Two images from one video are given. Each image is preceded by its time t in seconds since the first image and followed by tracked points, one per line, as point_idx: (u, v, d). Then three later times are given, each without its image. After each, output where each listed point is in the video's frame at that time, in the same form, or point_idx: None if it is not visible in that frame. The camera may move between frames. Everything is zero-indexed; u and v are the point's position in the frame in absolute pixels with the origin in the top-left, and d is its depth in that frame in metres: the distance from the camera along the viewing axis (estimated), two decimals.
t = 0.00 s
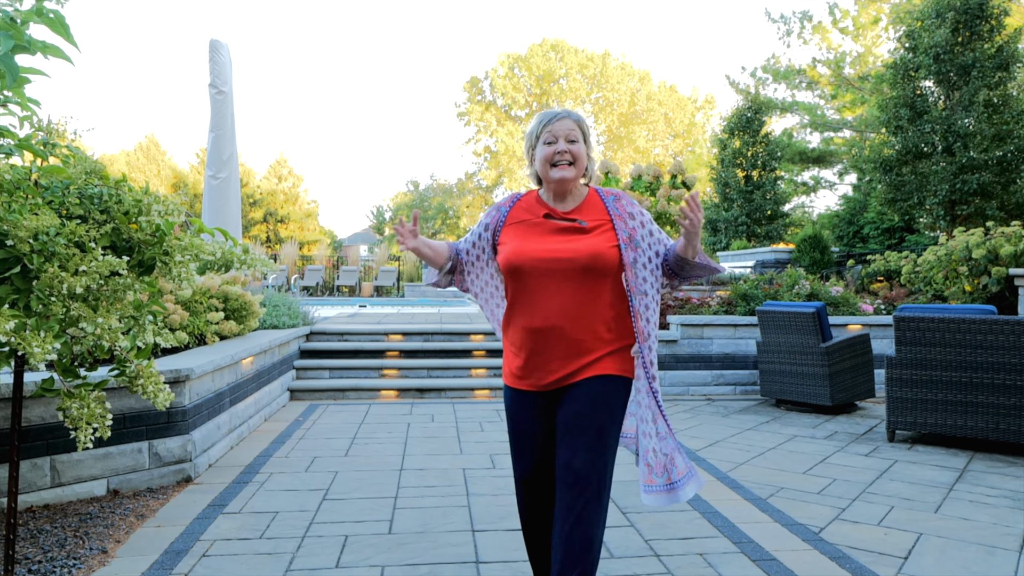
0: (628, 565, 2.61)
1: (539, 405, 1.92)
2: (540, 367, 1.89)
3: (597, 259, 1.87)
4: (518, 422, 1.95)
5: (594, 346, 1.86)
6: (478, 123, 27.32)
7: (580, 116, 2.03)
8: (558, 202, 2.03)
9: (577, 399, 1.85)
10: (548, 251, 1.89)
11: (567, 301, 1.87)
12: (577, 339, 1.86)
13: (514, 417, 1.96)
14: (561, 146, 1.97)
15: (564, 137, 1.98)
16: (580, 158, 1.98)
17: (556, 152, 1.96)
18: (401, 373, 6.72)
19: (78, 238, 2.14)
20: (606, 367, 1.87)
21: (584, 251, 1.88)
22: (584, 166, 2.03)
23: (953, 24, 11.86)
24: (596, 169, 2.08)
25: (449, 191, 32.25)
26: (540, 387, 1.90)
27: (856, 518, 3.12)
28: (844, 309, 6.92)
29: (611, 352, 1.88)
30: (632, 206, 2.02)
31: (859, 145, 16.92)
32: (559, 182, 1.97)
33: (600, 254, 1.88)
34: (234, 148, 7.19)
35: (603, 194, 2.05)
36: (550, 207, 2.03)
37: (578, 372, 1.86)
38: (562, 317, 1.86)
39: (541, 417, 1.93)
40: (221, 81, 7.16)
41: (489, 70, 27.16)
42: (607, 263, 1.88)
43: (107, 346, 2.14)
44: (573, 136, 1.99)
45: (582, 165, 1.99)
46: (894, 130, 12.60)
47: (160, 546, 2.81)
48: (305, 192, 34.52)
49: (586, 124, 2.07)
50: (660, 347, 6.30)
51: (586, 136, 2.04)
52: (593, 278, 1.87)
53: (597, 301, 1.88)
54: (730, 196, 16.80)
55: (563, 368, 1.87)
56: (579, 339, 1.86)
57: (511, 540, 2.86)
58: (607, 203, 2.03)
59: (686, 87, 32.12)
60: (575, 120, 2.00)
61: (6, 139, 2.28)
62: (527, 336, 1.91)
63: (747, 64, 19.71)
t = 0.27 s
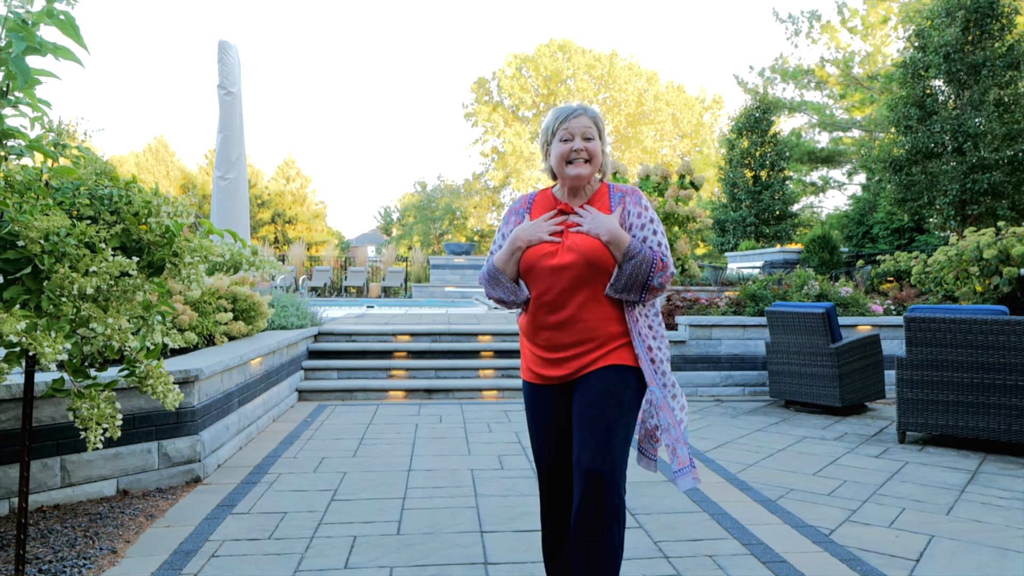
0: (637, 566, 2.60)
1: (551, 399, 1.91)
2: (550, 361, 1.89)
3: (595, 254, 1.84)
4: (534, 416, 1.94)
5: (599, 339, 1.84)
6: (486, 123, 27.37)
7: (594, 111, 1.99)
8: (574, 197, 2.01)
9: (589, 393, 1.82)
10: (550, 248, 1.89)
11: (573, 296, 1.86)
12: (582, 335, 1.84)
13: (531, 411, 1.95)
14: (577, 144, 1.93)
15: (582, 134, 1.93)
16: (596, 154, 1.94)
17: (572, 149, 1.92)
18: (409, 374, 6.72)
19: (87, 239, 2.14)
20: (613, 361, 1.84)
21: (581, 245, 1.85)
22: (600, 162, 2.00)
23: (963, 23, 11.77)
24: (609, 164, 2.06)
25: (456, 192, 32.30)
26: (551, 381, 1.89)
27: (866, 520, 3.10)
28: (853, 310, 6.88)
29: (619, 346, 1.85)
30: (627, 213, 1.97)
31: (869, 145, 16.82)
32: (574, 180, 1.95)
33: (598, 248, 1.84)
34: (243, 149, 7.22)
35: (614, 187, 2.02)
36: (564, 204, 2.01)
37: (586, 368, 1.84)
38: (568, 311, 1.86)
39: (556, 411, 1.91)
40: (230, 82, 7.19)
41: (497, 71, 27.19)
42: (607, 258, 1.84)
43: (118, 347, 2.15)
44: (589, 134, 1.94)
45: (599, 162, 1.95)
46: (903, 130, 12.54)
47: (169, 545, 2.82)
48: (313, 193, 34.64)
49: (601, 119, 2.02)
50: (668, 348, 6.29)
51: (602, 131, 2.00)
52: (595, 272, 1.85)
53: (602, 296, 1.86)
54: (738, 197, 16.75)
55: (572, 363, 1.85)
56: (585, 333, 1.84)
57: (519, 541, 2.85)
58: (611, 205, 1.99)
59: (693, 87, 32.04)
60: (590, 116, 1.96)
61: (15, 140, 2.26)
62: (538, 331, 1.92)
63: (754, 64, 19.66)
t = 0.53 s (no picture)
0: (645, 568, 2.59)
1: (575, 399, 1.88)
2: (572, 359, 1.87)
3: (608, 246, 1.81)
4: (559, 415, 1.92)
5: (621, 337, 1.81)
6: (493, 124, 27.40)
7: (617, 107, 1.94)
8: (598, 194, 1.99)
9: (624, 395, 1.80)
10: (564, 240, 1.88)
11: (591, 291, 1.84)
12: (600, 331, 1.82)
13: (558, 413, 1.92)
14: (599, 142, 1.90)
15: (604, 132, 1.90)
16: (616, 152, 1.91)
17: (594, 149, 1.90)
18: (417, 374, 6.73)
19: (98, 239, 2.15)
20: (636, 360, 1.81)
21: (593, 237, 1.83)
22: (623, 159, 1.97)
23: (974, 22, 11.70)
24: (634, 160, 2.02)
25: (463, 193, 32.35)
26: (574, 380, 1.87)
27: (876, 522, 3.08)
28: (862, 311, 6.85)
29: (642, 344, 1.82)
30: (644, 204, 1.89)
31: (877, 145, 16.73)
32: (597, 178, 1.94)
33: (609, 241, 1.82)
34: (251, 150, 7.25)
35: (636, 178, 1.95)
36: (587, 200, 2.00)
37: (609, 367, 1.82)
38: (587, 307, 1.84)
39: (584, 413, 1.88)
40: (239, 83, 7.22)
41: (504, 72, 27.21)
42: (619, 252, 1.81)
43: (128, 347, 2.16)
44: (612, 131, 1.90)
45: (621, 160, 1.92)
46: (913, 129, 12.47)
47: (179, 545, 2.83)
48: (321, 194, 34.76)
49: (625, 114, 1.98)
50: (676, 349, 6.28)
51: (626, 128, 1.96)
52: (609, 266, 1.83)
53: (618, 290, 1.84)
54: (746, 197, 16.70)
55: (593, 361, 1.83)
56: (606, 331, 1.82)
57: (528, 542, 2.85)
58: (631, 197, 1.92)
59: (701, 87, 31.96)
60: (613, 112, 1.92)
61: (27, 142, 2.27)
62: (558, 327, 1.90)
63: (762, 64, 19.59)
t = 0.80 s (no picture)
0: (653, 569, 2.58)
1: (613, 396, 1.86)
2: (614, 357, 1.84)
3: (652, 242, 1.79)
4: (599, 415, 1.90)
5: (666, 337, 1.78)
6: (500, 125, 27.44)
7: (679, 106, 1.90)
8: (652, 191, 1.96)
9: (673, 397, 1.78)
10: (609, 238, 1.88)
11: (633, 289, 1.82)
12: (642, 328, 1.79)
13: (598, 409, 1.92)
14: (655, 139, 1.87)
15: (661, 129, 1.86)
16: (673, 151, 1.88)
17: (649, 145, 1.87)
18: (424, 375, 6.74)
19: (108, 240, 2.16)
20: (680, 358, 1.78)
21: (637, 234, 1.82)
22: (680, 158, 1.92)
23: (983, 21, 11.62)
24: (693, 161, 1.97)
25: (470, 194, 32.40)
26: (616, 379, 1.85)
27: (885, 524, 3.06)
28: (871, 312, 6.81)
29: (687, 342, 1.78)
30: (694, 202, 1.81)
31: (886, 145, 16.65)
32: (651, 174, 1.90)
33: (653, 237, 1.79)
34: (259, 151, 7.28)
35: (691, 178, 1.88)
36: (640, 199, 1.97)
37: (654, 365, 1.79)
38: (630, 306, 1.82)
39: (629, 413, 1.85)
40: (247, 84, 7.25)
41: (511, 72, 27.23)
42: (663, 247, 1.78)
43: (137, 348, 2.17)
44: (670, 129, 1.86)
45: (676, 159, 1.88)
46: (921, 129, 12.41)
47: (187, 544, 2.84)
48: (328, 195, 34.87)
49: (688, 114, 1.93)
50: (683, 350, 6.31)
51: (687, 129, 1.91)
52: (652, 263, 1.79)
53: (664, 290, 1.79)
54: (754, 197, 16.65)
55: (636, 359, 1.81)
56: (648, 328, 1.79)
57: (535, 543, 2.85)
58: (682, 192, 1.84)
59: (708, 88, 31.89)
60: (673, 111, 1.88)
61: (39, 144, 2.28)
62: (601, 327, 1.90)
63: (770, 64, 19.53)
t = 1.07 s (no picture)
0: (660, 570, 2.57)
1: (678, 402, 1.84)
2: (680, 363, 1.83)
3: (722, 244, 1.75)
4: (660, 421, 1.89)
5: (734, 342, 1.76)
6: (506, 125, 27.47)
7: (756, 108, 1.89)
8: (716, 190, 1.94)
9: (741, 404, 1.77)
10: (676, 241, 1.86)
11: (703, 293, 1.80)
12: (710, 333, 1.78)
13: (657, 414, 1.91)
14: (726, 136, 1.86)
15: (734, 128, 1.86)
16: (743, 151, 1.86)
17: (719, 142, 1.86)
18: (430, 375, 6.75)
19: (116, 240, 2.16)
20: (748, 364, 1.76)
21: (706, 237, 1.79)
22: (750, 160, 1.91)
23: (990, 20, 11.55)
24: (764, 166, 1.95)
25: (475, 194, 32.43)
26: (683, 385, 1.83)
27: (893, 525, 3.04)
28: (878, 312, 6.79)
29: (754, 349, 1.76)
30: (765, 201, 1.77)
31: (892, 145, 16.59)
32: (717, 172, 1.90)
33: (725, 238, 1.76)
34: (266, 152, 7.30)
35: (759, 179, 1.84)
36: (706, 197, 1.95)
37: (722, 371, 1.77)
38: (698, 311, 1.80)
39: (689, 421, 1.83)
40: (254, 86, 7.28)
41: (516, 73, 27.26)
42: (735, 249, 1.75)
43: (143, 348, 2.18)
44: (743, 129, 1.86)
45: (745, 159, 1.87)
46: (929, 129, 12.37)
47: (194, 544, 2.85)
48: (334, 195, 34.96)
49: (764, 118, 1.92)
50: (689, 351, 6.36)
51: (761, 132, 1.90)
52: (722, 265, 1.76)
53: (737, 292, 1.77)
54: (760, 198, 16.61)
55: (705, 364, 1.79)
56: (718, 333, 1.77)
57: (542, 543, 2.84)
58: (753, 190, 1.81)
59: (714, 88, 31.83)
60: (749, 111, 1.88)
61: (47, 144, 2.28)
62: (668, 333, 1.90)
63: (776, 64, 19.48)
